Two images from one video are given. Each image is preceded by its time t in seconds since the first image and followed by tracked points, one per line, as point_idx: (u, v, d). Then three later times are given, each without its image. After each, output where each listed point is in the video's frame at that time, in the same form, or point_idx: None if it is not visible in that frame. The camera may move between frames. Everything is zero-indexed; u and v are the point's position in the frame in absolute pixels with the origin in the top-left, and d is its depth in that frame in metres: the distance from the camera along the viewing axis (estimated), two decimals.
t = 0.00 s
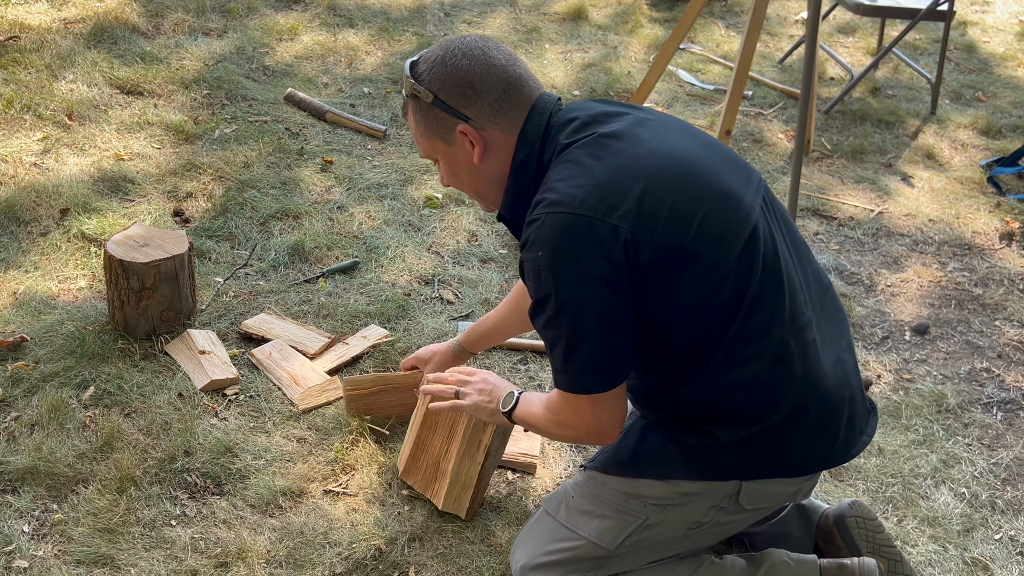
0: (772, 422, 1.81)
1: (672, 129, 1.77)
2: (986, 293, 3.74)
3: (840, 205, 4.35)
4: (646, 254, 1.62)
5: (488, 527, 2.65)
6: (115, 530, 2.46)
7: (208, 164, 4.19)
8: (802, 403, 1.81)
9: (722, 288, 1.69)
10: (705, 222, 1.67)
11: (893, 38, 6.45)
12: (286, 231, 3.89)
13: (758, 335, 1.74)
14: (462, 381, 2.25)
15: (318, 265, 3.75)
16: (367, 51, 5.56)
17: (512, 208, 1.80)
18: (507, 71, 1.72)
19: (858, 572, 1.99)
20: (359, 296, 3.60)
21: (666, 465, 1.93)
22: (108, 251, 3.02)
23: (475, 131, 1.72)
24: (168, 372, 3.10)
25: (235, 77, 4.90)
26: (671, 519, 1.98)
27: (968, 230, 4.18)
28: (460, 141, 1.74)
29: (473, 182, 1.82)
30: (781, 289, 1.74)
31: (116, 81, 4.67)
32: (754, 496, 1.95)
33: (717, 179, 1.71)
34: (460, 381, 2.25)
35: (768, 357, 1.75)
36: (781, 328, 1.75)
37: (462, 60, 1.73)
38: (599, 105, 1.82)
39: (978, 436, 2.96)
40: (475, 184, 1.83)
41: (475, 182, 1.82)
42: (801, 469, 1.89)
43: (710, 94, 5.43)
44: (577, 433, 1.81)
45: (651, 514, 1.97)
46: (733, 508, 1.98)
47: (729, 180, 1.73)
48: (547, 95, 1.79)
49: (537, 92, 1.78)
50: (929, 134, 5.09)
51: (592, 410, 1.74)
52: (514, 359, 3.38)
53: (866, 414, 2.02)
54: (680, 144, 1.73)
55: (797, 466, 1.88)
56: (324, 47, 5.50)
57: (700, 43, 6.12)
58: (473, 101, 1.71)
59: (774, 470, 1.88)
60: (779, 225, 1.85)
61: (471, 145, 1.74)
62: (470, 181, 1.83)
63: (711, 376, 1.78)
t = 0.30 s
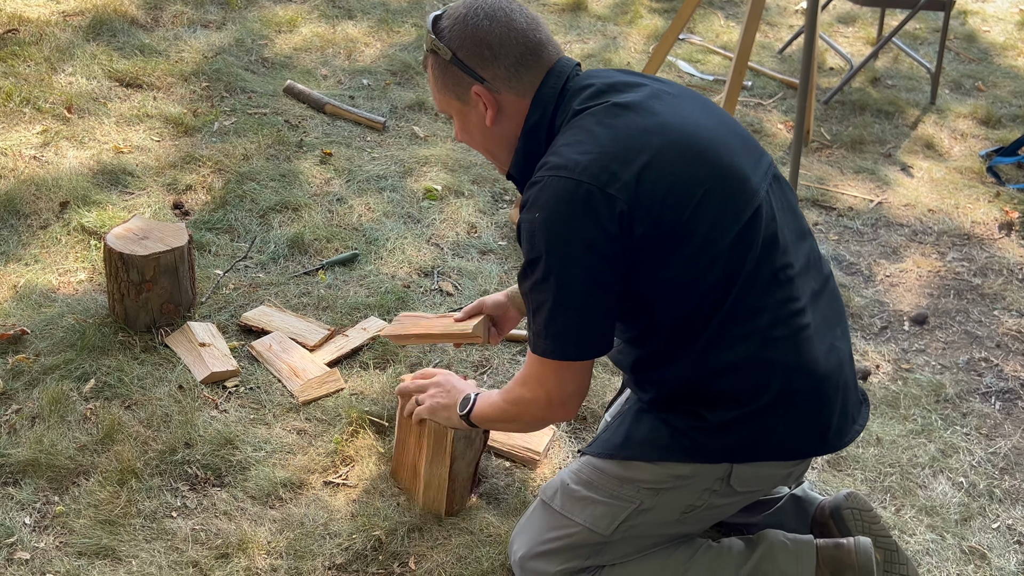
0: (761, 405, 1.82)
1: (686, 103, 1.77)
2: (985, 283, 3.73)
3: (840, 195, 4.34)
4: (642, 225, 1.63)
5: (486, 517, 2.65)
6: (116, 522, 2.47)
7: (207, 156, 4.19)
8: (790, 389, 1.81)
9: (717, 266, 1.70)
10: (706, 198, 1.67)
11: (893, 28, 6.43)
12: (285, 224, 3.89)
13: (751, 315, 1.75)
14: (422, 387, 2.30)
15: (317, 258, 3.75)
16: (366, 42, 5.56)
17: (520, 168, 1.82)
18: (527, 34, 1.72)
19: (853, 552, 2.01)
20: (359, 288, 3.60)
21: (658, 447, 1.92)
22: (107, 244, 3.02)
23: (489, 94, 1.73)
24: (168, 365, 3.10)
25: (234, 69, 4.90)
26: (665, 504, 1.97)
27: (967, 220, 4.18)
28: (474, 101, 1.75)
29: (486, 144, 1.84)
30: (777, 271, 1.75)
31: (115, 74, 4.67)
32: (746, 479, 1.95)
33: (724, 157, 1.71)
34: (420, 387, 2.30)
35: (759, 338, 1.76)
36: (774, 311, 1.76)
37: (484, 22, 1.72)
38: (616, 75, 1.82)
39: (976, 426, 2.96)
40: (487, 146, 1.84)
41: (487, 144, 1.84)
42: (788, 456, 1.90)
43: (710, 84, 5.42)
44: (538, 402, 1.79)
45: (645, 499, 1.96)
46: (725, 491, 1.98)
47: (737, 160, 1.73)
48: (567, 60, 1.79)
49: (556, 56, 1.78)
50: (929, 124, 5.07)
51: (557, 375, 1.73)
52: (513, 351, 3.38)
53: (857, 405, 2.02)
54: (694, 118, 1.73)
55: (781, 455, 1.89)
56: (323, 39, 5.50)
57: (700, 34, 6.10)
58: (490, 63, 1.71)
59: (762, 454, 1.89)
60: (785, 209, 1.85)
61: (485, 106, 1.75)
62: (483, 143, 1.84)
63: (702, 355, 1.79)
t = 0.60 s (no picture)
0: (748, 388, 1.83)
1: (724, 71, 1.74)
2: (981, 272, 3.73)
3: (837, 185, 4.34)
4: (657, 186, 1.62)
5: (483, 508, 2.64)
6: (112, 514, 2.46)
7: (202, 148, 4.17)
8: (775, 379, 1.83)
9: (721, 242, 1.70)
10: (724, 170, 1.67)
11: (890, 17, 6.42)
12: (281, 215, 3.88)
13: (746, 296, 1.76)
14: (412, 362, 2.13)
15: (313, 249, 3.74)
16: (362, 33, 5.54)
17: (547, 98, 1.80)
18: None
19: (844, 528, 2.06)
20: (355, 279, 3.59)
21: (638, 429, 1.93)
22: (103, 236, 3.01)
23: (527, 10, 1.66)
24: (164, 357, 3.09)
25: (229, 61, 4.88)
26: (650, 487, 1.99)
27: (964, 209, 4.17)
28: (509, 16, 1.68)
29: (512, 63, 1.78)
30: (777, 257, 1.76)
31: (110, 66, 4.65)
32: (727, 459, 1.96)
33: (748, 133, 1.70)
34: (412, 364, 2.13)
35: (751, 320, 1.77)
36: (769, 296, 1.77)
37: None
38: (660, 25, 1.78)
39: (972, 414, 2.95)
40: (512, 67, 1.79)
41: (514, 64, 1.78)
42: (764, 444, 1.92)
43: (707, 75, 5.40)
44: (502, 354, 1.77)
45: (631, 484, 1.98)
46: (709, 472, 1.99)
47: (762, 138, 1.72)
48: None
49: None
50: (926, 113, 5.06)
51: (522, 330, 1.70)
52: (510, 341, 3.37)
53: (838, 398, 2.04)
54: (730, 88, 1.71)
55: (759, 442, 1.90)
56: (319, 30, 5.48)
57: (697, 25, 6.08)
58: None
59: (739, 440, 1.90)
60: (796, 197, 1.85)
61: (520, 23, 1.68)
62: (510, 62, 1.78)
63: (693, 329, 1.79)
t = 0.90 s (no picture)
0: (738, 372, 1.86)
1: (733, 49, 1.71)
2: (975, 263, 3.73)
3: (830, 177, 4.33)
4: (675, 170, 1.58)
5: (476, 501, 2.62)
6: (104, 510, 2.44)
7: (194, 142, 4.15)
8: (763, 364, 1.85)
9: (723, 227, 1.70)
10: (735, 155, 1.65)
11: (883, 9, 6.41)
12: (274, 209, 3.86)
13: (740, 281, 1.78)
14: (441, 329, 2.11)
15: (306, 243, 3.72)
16: (354, 27, 5.52)
17: (555, 68, 1.75)
18: None
19: (836, 511, 2.06)
20: (348, 273, 3.58)
21: (619, 413, 1.98)
22: (94, 231, 2.99)
23: None
24: (156, 352, 3.07)
25: (221, 55, 4.86)
26: (637, 473, 2.01)
27: (957, 200, 4.17)
28: None
29: (519, 30, 1.71)
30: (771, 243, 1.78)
31: (102, 60, 4.63)
32: (710, 440, 2.00)
33: (755, 118, 1.69)
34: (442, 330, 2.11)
35: (742, 305, 1.79)
36: (761, 282, 1.79)
37: None
38: None
39: (965, 405, 2.95)
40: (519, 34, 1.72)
41: (521, 32, 1.72)
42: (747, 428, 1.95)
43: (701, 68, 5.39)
44: (565, 341, 1.72)
45: (618, 471, 2.01)
46: (693, 455, 2.02)
47: (766, 123, 1.71)
48: None
49: None
50: (919, 104, 5.06)
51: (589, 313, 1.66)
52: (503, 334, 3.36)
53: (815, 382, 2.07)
54: (741, 69, 1.69)
55: (744, 427, 1.93)
56: (311, 23, 5.47)
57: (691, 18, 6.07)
58: None
59: (722, 425, 1.93)
60: (792, 183, 1.86)
61: None
62: (516, 29, 1.71)
63: (686, 312, 1.80)
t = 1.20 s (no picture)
0: (729, 368, 1.86)
1: (725, 47, 1.71)
2: (966, 257, 3.73)
3: (822, 172, 4.33)
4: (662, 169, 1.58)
5: (469, 496, 2.62)
6: (97, 507, 2.43)
7: (186, 139, 4.14)
8: (754, 361, 1.86)
9: (714, 225, 1.70)
10: (725, 154, 1.64)
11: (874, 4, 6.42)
12: (266, 206, 3.85)
13: (731, 278, 1.77)
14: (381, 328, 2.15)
15: (298, 240, 3.71)
16: (346, 23, 5.52)
17: (546, 70, 1.76)
18: None
19: (827, 506, 2.06)
20: (340, 269, 3.57)
21: (610, 409, 1.97)
22: (85, 228, 2.97)
23: None
24: (148, 349, 3.06)
25: (213, 52, 4.85)
26: (628, 469, 2.01)
27: (949, 194, 4.18)
28: None
29: (505, 26, 1.70)
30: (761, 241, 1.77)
31: (93, 57, 4.61)
32: (701, 435, 1.99)
33: (748, 116, 1.68)
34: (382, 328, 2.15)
35: (732, 302, 1.79)
36: (751, 279, 1.79)
37: None
38: None
39: (956, 398, 2.96)
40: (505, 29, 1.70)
41: (508, 27, 1.70)
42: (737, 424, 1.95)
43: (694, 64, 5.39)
44: (520, 324, 1.77)
45: (609, 467, 2.00)
46: (685, 450, 2.02)
47: (759, 121, 1.70)
48: None
49: None
50: (911, 99, 5.06)
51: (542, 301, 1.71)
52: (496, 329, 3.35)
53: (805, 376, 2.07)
54: (733, 67, 1.68)
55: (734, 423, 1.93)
56: (303, 19, 5.46)
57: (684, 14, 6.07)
58: None
59: (713, 420, 1.93)
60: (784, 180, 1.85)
61: None
62: (502, 25, 1.69)
63: (676, 309, 1.80)
